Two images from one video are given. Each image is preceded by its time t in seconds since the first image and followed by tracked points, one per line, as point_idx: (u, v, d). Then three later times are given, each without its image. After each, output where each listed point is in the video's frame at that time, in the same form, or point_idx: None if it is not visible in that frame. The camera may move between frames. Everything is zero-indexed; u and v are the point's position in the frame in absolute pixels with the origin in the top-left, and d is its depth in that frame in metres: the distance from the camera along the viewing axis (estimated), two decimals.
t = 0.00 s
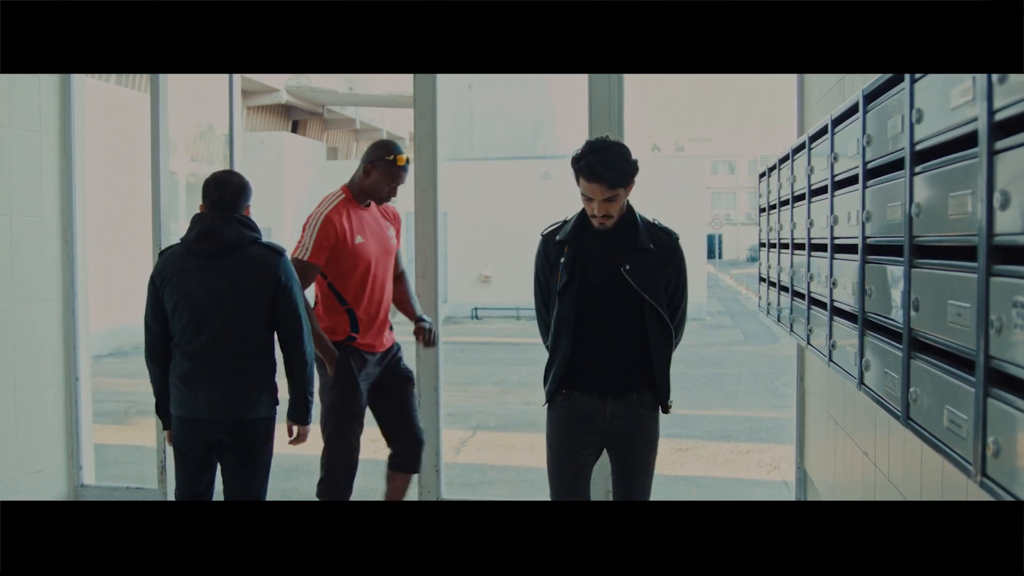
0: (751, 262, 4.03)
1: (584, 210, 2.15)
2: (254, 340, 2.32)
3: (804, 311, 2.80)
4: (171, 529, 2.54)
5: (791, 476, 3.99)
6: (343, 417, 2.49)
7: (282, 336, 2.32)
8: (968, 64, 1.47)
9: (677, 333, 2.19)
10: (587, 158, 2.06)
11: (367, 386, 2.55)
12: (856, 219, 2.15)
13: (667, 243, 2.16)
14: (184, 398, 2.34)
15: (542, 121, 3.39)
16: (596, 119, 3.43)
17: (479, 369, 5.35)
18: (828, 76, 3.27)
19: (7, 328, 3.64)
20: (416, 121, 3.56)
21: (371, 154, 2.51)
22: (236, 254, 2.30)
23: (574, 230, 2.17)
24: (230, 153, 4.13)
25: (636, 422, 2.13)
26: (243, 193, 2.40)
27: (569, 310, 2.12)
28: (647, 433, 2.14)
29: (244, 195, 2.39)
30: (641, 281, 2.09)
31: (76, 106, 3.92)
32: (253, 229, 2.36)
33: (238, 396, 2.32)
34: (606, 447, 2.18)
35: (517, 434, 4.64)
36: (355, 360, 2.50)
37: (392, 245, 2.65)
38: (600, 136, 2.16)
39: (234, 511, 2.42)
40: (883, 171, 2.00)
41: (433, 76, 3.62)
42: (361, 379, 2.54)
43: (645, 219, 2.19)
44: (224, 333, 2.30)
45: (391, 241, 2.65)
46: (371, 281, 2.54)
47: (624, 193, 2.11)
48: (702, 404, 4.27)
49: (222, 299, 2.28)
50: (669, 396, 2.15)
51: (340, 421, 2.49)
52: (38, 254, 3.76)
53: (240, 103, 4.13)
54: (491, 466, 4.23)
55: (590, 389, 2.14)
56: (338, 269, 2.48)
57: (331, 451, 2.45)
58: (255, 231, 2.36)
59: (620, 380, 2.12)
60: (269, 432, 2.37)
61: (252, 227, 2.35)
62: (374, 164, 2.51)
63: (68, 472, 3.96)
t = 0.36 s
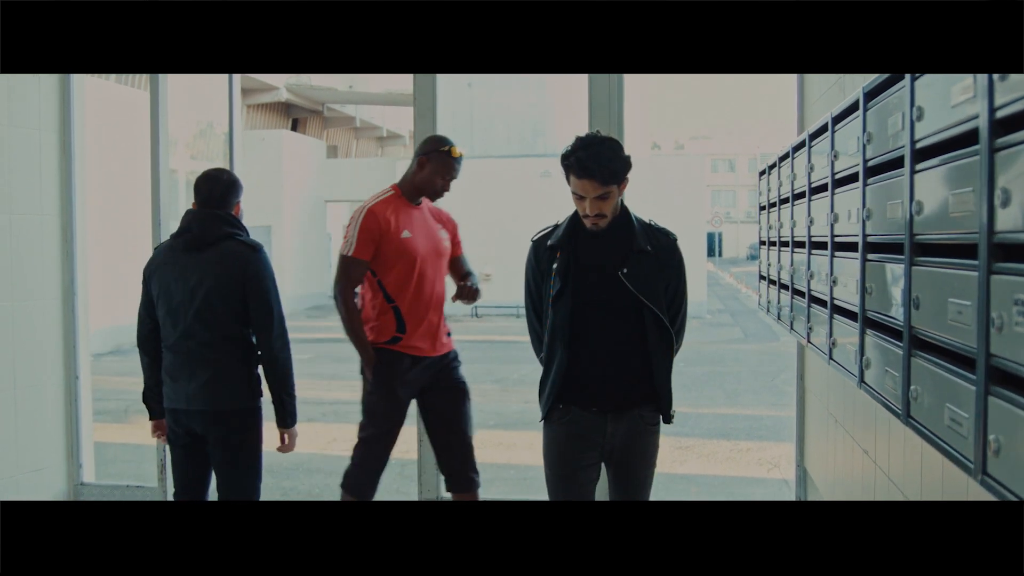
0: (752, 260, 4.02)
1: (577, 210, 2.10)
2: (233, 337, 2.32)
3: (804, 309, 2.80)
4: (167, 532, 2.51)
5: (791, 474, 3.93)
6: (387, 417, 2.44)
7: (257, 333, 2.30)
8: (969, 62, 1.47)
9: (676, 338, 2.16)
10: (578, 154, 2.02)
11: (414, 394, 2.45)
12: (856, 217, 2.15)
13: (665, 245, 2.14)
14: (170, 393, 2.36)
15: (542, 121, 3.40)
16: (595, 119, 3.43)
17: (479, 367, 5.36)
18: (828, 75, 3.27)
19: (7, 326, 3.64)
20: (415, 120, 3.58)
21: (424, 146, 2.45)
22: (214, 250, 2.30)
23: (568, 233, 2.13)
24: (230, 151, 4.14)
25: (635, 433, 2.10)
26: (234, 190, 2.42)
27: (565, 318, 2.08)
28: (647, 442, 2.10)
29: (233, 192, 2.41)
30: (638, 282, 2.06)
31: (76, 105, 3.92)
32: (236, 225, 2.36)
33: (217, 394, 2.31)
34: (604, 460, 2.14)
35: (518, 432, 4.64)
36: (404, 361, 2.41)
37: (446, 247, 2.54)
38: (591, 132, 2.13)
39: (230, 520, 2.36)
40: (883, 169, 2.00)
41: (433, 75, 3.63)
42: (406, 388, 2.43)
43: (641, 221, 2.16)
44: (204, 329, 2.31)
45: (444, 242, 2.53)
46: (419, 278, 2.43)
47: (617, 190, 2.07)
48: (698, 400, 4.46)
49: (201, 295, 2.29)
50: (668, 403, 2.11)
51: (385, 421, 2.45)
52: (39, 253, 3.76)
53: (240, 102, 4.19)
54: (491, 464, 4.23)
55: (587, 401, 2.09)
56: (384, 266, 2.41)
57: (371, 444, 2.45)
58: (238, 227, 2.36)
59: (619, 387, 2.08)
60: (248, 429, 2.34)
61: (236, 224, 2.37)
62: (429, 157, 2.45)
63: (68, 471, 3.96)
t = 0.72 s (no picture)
0: (752, 259, 3.97)
1: (557, 200, 1.92)
2: (209, 338, 2.35)
3: (804, 308, 2.80)
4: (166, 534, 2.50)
5: (790, 473, 3.87)
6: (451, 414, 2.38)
7: (229, 336, 2.30)
8: (970, 62, 1.47)
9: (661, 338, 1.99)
10: (559, 140, 1.86)
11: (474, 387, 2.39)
12: (857, 216, 2.15)
13: (648, 239, 1.98)
14: (149, 391, 2.40)
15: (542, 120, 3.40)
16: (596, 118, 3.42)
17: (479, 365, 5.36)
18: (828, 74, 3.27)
19: (8, 326, 3.63)
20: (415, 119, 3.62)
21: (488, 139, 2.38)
22: (191, 251, 2.33)
23: (544, 225, 1.95)
24: (230, 152, 4.11)
25: (624, 443, 1.91)
26: (223, 193, 2.45)
27: (544, 319, 1.88)
28: (637, 453, 1.91)
29: (221, 195, 2.44)
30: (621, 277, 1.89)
31: (76, 105, 3.92)
32: (218, 228, 2.38)
33: (190, 394, 2.33)
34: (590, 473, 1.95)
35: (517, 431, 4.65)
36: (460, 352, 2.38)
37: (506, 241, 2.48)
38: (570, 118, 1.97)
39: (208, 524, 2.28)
40: (883, 168, 2.00)
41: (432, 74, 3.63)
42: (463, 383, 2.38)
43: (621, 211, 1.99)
44: (180, 330, 2.34)
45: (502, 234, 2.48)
46: (474, 267, 2.40)
47: (600, 179, 1.90)
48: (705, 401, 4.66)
49: (178, 296, 2.32)
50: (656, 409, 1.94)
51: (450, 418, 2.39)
52: (38, 252, 3.76)
53: (240, 103, 4.14)
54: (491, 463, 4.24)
55: (568, 409, 1.90)
56: (439, 255, 2.39)
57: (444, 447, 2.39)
58: (220, 230, 2.38)
59: (603, 394, 1.90)
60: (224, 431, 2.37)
61: (217, 226, 2.39)
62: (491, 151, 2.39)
63: (68, 471, 3.96)
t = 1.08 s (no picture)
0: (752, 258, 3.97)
1: (534, 202, 1.82)
2: (202, 338, 2.35)
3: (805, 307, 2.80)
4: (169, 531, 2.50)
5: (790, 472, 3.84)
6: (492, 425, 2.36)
7: (221, 338, 2.30)
8: (973, 60, 1.46)
9: (654, 347, 1.88)
10: (534, 139, 1.77)
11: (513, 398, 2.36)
12: (858, 215, 2.15)
13: (639, 240, 1.87)
14: (144, 390, 2.41)
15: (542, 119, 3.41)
16: (595, 117, 3.42)
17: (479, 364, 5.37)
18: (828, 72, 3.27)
19: (7, 325, 3.63)
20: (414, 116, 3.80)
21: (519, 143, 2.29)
22: (185, 250, 2.32)
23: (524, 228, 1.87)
24: (231, 152, 4.09)
25: (614, 457, 1.82)
26: (221, 190, 2.44)
27: (520, 327, 1.81)
28: (621, 469, 1.82)
29: (218, 191, 2.43)
30: (603, 281, 1.79)
31: (76, 104, 3.92)
32: (213, 226, 2.37)
33: (182, 394, 2.33)
34: (577, 489, 1.86)
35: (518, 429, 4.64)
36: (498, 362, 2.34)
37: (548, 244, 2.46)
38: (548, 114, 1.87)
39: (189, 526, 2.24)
40: (884, 167, 2.00)
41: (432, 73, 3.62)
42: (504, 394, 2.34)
43: (607, 212, 1.88)
44: (172, 329, 2.34)
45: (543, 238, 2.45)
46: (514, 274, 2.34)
47: (578, 179, 1.81)
48: (704, 399, 4.66)
49: (171, 295, 2.32)
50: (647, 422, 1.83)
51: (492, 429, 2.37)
52: (37, 251, 3.75)
53: (240, 102, 4.09)
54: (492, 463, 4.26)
55: (546, 421, 1.82)
56: (479, 263, 2.38)
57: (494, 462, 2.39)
58: (215, 229, 2.37)
59: (585, 406, 1.80)
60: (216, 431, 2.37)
61: (212, 224, 2.37)
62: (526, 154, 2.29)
63: (68, 469, 3.96)
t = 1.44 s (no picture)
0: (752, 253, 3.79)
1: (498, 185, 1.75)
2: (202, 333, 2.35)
3: (806, 301, 2.81)
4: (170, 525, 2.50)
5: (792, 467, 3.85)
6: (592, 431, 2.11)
7: (219, 334, 2.30)
8: (976, 54, 1.46)
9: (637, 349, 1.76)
10: (495, 117, 1.67)
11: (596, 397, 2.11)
12: (860, 209, 2.14)
13: (624, 233, 1.76)
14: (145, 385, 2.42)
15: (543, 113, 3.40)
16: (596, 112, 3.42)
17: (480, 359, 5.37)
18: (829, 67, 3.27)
19: (8, 320, 3.62)
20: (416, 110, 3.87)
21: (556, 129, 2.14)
22: (185, 244, 2.32)
23: (498, 219, 1.79)
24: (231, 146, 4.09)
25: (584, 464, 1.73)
26: (225, 185, 2.44)
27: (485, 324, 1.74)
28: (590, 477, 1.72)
29: (222, 186, 2.42)
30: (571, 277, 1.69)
31: (76, 99, 3.91)
32: (214, 221, 2.37)
33: (180, 389, 2.33)
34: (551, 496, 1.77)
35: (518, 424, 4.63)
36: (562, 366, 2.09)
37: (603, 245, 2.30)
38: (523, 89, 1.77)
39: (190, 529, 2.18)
40: (887, 161, 1.99)
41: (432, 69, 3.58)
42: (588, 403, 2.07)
43: (585, 203, 1.77)
44: (171, 324, 2.34)
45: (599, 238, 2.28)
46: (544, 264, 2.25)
47: (543, 164, 1.70)
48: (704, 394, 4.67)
49: (172, 290, 2.32)
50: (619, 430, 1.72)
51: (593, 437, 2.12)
52: (38, 247, 3.75)
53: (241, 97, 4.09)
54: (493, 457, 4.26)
55: (514, 423, 1.74)
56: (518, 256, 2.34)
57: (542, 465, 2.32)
58: (216, 223, 2.37)
59: (557, 409, 1.71)
60: (213, 426, 2.38)
61: (213, 219, 2.37)
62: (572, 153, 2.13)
63: (69, 464, 3.97)
